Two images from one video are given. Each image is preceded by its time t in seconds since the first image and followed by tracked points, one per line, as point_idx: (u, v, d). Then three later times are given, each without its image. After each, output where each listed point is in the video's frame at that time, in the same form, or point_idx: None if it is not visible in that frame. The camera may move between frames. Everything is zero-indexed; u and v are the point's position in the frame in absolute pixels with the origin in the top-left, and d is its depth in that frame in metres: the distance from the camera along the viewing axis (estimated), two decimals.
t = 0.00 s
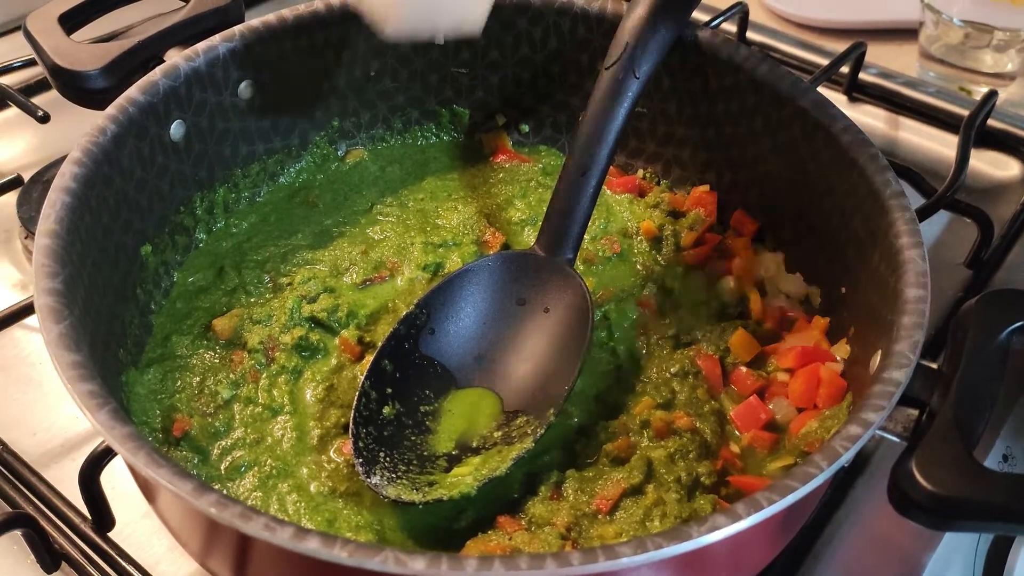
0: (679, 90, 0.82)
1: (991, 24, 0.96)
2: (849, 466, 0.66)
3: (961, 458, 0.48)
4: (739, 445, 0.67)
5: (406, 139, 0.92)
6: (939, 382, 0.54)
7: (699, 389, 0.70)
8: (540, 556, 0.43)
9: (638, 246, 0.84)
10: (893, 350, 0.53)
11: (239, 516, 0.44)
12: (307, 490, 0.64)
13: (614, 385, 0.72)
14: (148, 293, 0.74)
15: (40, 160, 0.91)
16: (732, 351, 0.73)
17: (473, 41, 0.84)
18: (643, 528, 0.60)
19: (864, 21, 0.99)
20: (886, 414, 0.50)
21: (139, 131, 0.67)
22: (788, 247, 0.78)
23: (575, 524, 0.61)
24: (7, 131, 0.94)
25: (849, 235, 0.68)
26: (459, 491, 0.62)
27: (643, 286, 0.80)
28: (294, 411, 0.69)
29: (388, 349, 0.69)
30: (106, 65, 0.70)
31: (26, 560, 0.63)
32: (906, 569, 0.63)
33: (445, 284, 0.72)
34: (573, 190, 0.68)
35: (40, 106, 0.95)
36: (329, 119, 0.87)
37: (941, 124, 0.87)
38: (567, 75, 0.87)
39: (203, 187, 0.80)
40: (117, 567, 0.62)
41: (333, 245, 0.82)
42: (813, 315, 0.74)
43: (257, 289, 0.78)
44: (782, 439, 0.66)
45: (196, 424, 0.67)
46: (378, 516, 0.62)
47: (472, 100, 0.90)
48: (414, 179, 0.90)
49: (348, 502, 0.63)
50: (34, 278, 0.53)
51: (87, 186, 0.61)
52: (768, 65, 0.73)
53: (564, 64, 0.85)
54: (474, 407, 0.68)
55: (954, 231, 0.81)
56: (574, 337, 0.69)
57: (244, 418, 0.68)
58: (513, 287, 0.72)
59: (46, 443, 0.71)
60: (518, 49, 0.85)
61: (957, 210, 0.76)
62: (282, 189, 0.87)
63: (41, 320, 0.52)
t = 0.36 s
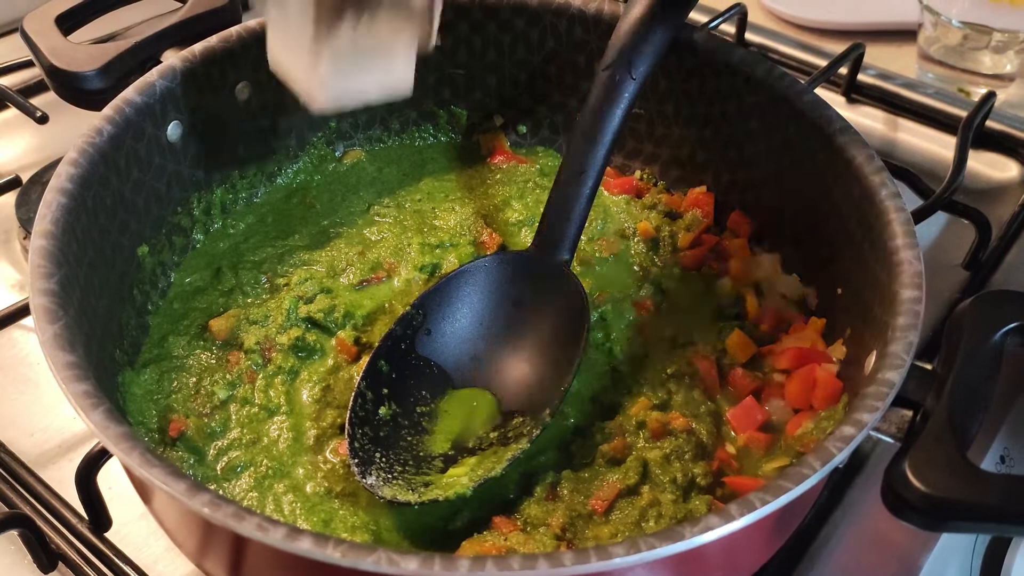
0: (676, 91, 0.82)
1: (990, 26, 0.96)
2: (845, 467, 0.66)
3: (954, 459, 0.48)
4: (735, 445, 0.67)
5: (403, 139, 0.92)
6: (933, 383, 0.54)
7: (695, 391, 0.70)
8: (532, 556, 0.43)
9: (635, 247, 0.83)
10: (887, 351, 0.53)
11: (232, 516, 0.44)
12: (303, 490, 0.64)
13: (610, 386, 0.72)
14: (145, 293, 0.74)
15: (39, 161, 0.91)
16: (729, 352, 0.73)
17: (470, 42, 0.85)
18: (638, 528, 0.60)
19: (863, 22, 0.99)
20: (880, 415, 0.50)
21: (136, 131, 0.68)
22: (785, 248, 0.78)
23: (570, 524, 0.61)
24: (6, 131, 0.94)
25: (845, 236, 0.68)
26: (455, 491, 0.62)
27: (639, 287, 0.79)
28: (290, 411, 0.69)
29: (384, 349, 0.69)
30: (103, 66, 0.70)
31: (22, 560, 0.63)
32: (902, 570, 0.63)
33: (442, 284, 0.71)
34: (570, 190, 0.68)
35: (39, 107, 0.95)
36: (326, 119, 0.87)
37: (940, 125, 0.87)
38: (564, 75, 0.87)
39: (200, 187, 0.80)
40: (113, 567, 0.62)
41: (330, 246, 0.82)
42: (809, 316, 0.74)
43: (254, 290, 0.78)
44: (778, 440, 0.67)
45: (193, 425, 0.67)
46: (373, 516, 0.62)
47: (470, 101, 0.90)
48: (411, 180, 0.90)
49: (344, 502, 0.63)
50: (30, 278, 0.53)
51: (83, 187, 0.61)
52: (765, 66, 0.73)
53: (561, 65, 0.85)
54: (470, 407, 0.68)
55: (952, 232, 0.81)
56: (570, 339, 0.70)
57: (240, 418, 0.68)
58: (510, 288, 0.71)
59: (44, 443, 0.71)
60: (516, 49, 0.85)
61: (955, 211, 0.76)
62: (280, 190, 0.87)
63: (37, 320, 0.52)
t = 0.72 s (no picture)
0: (679, 97, 0.82)
1: (991, 30, 0.97)
2: (847, 474, 0.66)
3: (957, 465, 0.48)
4: (738, 451, 0.67)
5: (406, 144, 0.93)
6: (935, 390, 0.54)
7: (698, 396, 0.70)
8: (537, 563, 0.43)
9: (637, 253, 0.83)
10: (890, 358, 0.53)
11: (238, 523, 0.44)
12: (308, 496, 0.64)
13: (613, 391, 0.72)
14: (151, 298, 0.74)
15: (44, 166, 0.91)
16: (731, 357, 0.73)
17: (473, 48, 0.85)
18: (642, 534, 0.60)
19: (865, 26, 0.99)
20: (883, 422, 0.50)
21: (141, 138, 0.68)
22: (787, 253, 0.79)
23: (574, 530, 0.61)
24: (11, 137, 0.95)
25: (847, 242, 0.68)
26: (459, 497, 0.63)
27: (642, 293, 0.80)
28: (295, 417, 0.69)
29: (388, 354, 0.69)
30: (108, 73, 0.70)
31: (29, 564, 0.64)
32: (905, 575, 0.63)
33: (445, 291, 0.72)
34: (574, 195, 0.68)
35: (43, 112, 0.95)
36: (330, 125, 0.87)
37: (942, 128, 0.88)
38: (567, 81, 0.87)
39: (205, 193, 0.80)
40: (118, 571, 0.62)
41: (333, 253, 0.83)
42: (812, 322, 0.74)
43: (259, 296, 0.78)
44: (781, 446, 0.67)
45: (198, 430, 0.68)
46: (378, 522, 0.63)
47: (472, 107, 0.91)
48: (414, 186, 0.90)
49: (349, 508, 0.64)
50: (37, 285, 0.54)
51: (90, 194, 0.61)
52: (767, 72, 0.73)
53: (563, 70, 0.86)
54: (474, 413, 0.68)
55: (954, 236, 0.82)
56: (575, 345, 0.70)
57: (245, 424, 0.69)
58: (514, 294, 0.71)
59: (50, 448, 0.72)
60: (519, 55, 0.85)
61: (956, 216, 0.76)
62: (284, 195, 0.87)
63: (44, 327, 0.52)
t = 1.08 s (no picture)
0: (680, 96, 0.82)
1: (991, 30, 0.97)
2: (847, 470, 0.67)
3: (956, 459, 0.49)
4: (739, 447, 0.67)
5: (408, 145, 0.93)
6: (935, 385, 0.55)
7: (699, 393, 0.71)
8: (541, 556, 0.44)
9: (639, 251, 0.84)
10: (890, 354, 0.53)
11: (245, 516, 0.44)
12: (313, 491, 0.65)
13: (616, 388, 0.73)
14: (156, 297, 0.75)
15: (48, 166, 0.92)
16: (733, 354, 0.74)
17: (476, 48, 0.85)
18: (643, 529, 0.61)
19: (865, 26, 1.00)
20: (882, 418, 0.51)
21: (147, 138, 0.68)
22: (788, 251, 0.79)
23: (577, 525, 0.62)
24: (15, 137, 0.95)
25: (848, 240, 0.68)
26: (463, 492, 0.63)
27: (643, 291, 0.80)
28: (299, 414, 0.70)
29: (392, 353, 0.70)
30: (114, 73, 0.71)
31: (35, 561, 0.64)
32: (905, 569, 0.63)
33: (447, 289, 0.72)
34: (575, 194, 0.69)
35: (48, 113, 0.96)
36: (333, 125, 0.88)
37: (942, 128, 0.88)
38: (568, 81, 0.87)
39: (210, 192, 0.81)
40: (124, 567, 0.63)
41: (336, 251, 0.83)
42: (812, 320, 0.75)
43: (263, 294, 0.79)
44: (782, 443, 0.67)
45: (203, 427, 0.68)
46: (383, 517, 0.63)
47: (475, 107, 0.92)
48: (417, 185, 0.91)
49: (353, 503, 0.64)
50: (44, 283, 0.54)
51: (96, 193, 0.62)
52: (768, 72, 0.73)
53: (565, 70, 0.86)
54: (477, 410, 0.69)
55: (954, 235, 0.82)
56: (577, 342, 0.70)
57: (250, 420, 0.69)
58: (517, 291, 0.72)
59: (56, 445, 0.72)
60: (521, 55, 0.86)
61: (956, 215, 0.77)
62: (287, 194, 0.88)
63: (51, 325, 0.53)
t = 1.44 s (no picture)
0: (679, 89, 0.83)
1: (989, 26, 0.98)
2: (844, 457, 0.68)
3: (949, 440, 0.50)
4: (737, 434, 0.68)
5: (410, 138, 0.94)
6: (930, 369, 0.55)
7: (697, 381, 0.72)
8: (541, 533, 0.45)
9: (639, 242, 0.85)
10: (885, 338, 0.54)
11: (252, 495, 0.45)
12: (316, 477, 0.66)
13: (615, 377, 0.74)
14: (161, 288, 0.75)
15: (53, 161, 0.93)
16: (731, 343, 0.75)
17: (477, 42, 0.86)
18: (643, 511, 0.62)
19: (864, 22, 1.01)
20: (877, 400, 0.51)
21: (152, 130, 0.69)
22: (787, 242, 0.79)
23: (577, 509, 0.63)
24: (20, 132, 0.96)
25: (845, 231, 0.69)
26: (465, 477, 0.64)
27: (643, 281, 0.81)
28: (303, 402, 0.70)
29: (394, 341, 0.70)
30: (119, 65, 0.72)
31: (41, 548, 0.65)
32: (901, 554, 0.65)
33: (449, 280, 0.72)
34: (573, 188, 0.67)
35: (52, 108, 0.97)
36: (335, 119, 0.89)
37: (939, 124, 0.89)
38: (568, 75, 0.88)
39: (213, 184, 0.82)
40: (130, 553, 0.64)
41: (340, 243, 0.85)
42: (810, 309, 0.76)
43: (267, 284, 0.80)
44: (780, 429, 0.67)
45: (208, 414, 0.69)
46: (385, 502, 0.64)
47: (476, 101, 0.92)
48: (418, 177, 0.92)
49: (356, 489, 0.65)
50: (53, 270, 0.55)
51: (103, 182, 0.63)
52: (765, 65, 0.74)
53: (565, 64, 0.87)
54: (479, 398, 0.70)
55: (951, 228, 0.83)
56: (576, 330, 0.71)
57: (254, 408, 0.70)
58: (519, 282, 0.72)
59: (61, 436, 0.73)
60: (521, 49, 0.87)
61: (952, 208, 0.78)
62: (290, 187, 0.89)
63: (60, 310, 0.53)
